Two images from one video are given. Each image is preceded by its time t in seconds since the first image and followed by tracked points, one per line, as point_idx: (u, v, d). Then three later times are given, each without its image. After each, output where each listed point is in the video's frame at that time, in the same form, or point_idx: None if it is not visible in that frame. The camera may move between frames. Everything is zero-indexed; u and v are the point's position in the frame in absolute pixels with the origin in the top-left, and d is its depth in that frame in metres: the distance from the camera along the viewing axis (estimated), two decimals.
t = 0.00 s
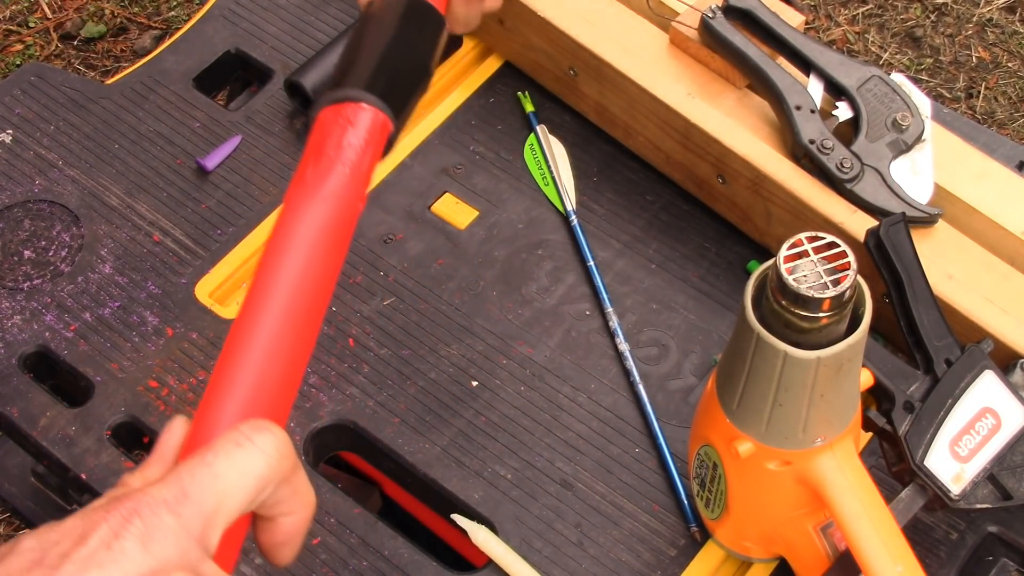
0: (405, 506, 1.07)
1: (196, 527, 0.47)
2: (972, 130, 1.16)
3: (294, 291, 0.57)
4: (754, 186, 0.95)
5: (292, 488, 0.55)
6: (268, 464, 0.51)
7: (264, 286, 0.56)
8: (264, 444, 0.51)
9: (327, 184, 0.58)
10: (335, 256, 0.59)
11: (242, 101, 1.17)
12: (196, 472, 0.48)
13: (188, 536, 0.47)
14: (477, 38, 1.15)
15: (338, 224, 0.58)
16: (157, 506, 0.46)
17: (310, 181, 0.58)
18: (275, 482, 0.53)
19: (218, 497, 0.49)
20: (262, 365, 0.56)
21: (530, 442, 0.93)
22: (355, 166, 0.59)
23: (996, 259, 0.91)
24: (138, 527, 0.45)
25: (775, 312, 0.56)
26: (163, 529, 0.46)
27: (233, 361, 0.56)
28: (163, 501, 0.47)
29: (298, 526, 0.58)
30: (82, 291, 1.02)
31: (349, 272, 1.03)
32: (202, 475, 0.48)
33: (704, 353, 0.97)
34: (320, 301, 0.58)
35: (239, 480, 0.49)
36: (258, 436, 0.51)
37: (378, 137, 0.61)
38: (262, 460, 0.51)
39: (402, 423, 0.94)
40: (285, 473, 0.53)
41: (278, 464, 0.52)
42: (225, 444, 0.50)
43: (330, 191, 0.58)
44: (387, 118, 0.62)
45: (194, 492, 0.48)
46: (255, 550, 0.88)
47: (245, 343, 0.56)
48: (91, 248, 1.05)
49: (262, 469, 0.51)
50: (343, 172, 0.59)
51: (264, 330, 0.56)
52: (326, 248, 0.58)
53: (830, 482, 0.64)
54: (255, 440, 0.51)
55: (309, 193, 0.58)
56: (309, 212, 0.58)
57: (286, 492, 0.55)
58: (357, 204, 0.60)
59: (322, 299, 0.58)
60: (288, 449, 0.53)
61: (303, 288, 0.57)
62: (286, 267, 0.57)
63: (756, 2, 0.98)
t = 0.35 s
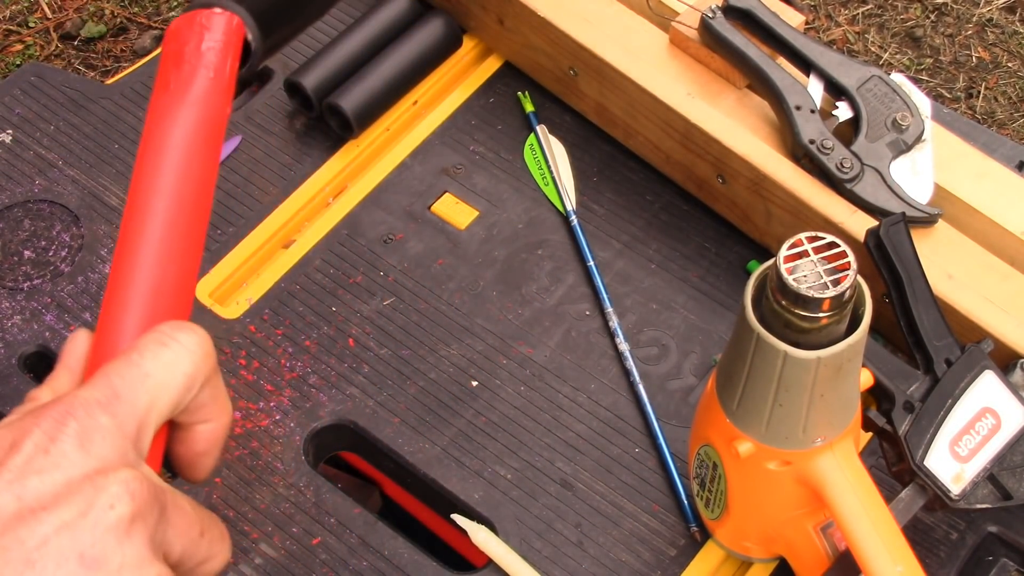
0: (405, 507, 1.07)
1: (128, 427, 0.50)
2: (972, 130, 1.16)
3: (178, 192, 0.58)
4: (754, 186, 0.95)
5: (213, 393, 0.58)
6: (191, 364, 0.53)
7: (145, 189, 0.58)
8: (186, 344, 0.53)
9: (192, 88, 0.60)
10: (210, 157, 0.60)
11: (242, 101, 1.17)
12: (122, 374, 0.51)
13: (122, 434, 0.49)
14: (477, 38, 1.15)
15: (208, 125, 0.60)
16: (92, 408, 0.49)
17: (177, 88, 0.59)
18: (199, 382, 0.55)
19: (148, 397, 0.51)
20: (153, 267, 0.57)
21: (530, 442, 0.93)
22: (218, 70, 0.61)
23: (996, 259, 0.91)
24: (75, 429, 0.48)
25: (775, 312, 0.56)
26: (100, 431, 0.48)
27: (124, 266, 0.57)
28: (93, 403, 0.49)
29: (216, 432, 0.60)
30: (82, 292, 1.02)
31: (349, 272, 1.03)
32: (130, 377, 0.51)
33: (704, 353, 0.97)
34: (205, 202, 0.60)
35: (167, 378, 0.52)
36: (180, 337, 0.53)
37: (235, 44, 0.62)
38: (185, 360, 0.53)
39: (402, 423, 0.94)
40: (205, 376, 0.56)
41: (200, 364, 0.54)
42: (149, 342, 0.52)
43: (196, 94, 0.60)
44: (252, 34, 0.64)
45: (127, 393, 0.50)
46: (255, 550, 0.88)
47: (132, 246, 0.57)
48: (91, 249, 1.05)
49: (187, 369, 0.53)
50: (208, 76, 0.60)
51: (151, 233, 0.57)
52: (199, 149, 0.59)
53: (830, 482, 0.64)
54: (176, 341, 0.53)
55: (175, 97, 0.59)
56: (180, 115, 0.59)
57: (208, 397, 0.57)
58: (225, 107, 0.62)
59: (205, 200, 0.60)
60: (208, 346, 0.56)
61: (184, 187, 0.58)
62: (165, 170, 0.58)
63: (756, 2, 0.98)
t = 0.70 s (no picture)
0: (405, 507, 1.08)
1: (104, 438, 0.53)
2: (972, 130, 1.16)
3: (140, 206, 0.57)
4: (754, 186, 0.95)
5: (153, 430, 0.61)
6: (162, 394, 0.57)
7: (109, 201, 0.57)
8: (161, 374, 0.57)
9: (162, 103, 0.58)
10: (175, 174, 0.60)
11: (242, 101, 1.17)
12: (104, 385, 0.53)
13: (99, 446, 0.52)
14: (477, 38, 1.15)
15: (177, 143, 0.59)
16: (82, 414, 0.51)
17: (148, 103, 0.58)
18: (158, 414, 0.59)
19: (125, 413, 0.54)
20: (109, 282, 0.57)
21: (529, 442, 0.93)
22: (192, 89, 0.60)
23: (996, 259, 0.91)
24: (65, 430, 0.50)
25: (775, 312, 0.56)
26: (84, 439, 0.51)
27: (78, 278, 0.57)
28: (82, 409, 0.51)
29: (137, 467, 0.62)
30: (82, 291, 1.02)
31: (349, 272, 1.03)
32: (113, 391, 0.54)
33: (704, 353, 0.97)
34: (165, 220, 0.60)
35: (142, 401, 0.56)
36: (157, 365, 0.57)
37: (207, 66, 0.61)
38: (159, 388, 0.57)
39: (402, 423, 0.94)
40: (164, 409, 0.59)
41: (167, 395, 0.58)
42: (131, 362, 0.56)
43: (167, 109, 0.59)
44: (221, 59, 0.63)
45: (109, 407, 0.53)
46: (255, 550, 0.88)
47: (90, 261, 0.57)
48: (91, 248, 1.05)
49: (157, 398, 0.57)
50: (179, 93, 0.59)
51: (111, 247, 0.57)
52: (167, 166, 0.59)
53: (830, 482, 0.64)
54: (152, 367, 0.57)
55: (145, 113, 0.58)
56: (146, 130, 0.58)
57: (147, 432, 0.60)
58: (196, 125, 0.61)
59: (166, 218, 0.60)
60: (174, 381, 0.59)
61: (149, 203, 0.58)
62: (130, 184, 0.57)
63: (756, 2, 0.98)
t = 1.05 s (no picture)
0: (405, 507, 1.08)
1: (61, 455, 0.53)
2: (972, 129, 1.16)
3: (117, 223, 0.59)
4: (754, 186, 0.95)
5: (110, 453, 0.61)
6: (124, 419, 0.58)
7: (87, 216, 0.58)
8: (125, 400, 0.58)
9: (153, 121, 0.60)
10: (158, 192, 0.62)
11: (242, 101, 1.17)
12: (66, 404, 0.54)
13: (54, 463, 0.53)
14: (477, 38, 1.15)
15: (161, 161, 0.61)
16: (42, 430, 0.52)
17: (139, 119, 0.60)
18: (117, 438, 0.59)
19: (85, 433, 0.55)
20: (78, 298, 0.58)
21: (530, 442, 0.93)
22: (184, 107, 0.62)
23: (996, 258, 0.91)
24: (23, 444, 0.50)
25: (775, 312, 0.56)
26: (41, 456, 0.51)
27: (52, 287, 0.58)
28: (42, 424, 0.52)
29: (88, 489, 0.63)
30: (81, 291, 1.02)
31: (349, 272, 1.03)
32: (76, 410, 0.55)
33: (704, 353, 0.97)
34: (143, 237, 0.61)
35: (104, 423, 0.56)
36: (123, 391, 0.58)
37: (199, 84, 0.63)
38: (122, 414, 0.58)
39: (402, 423, 0.94)
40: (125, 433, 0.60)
41: (130, 420, 0.59)
42: (97, 383, 0.57)
43: (157, 127, 0.60)
44: (216, 73, 0.65)
45: (70, 425, 0.54)
46: (256, 550, 0.88)
47: (64, 272, 0.58)
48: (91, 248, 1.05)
49: (118, 423, 0.57)
50: (172, 110, 0.61)
51: (84, 263, 0.58)
52: (149, 184, 0.61)
53: (830, 482, 0.64)
54: (117, 392, 0.58)
55: (134, 130, 0.60)
56: (132, 147, 0.60)
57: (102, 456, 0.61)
58: (185, 142, 0.63)
59: (143, 236, 0.61)
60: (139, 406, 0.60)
61: (126, 221, 0.59)
62: (110, 201, 0.59)
63: (756, 2, 0.98)
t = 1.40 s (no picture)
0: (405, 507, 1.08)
1: (46, 410, 0.48)
2: (972, 130, 1.16)
3: (138, 175, 0.57)
4: (754, 186, 0.95)
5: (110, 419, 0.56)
6: (123, 379, 0.53)
7: (109, 165, 0.56)
8: (126, 357, 0.53)
9: (184, 71, 0.58)
10: (186, 145, 0.60)
11: (242, 101, 1.17)
12: (56, 356, 0.50)
13: (38, 420, 0.48)
14: (477, 38, 1.15)
15: (190, 113, 0.59)
16: (22, 382, 0.47)
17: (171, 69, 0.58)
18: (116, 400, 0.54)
19: (75, 390, 0.50)
20: (92, 251, 0.56)
21: (530, 442, 0.93)
22: (218, 57, 0.60)
23: (996, 258, 0.91)
24: None
25: (775, 312, 0.56)
26: (21, 406, 0.46)
27: (68, 236, 0.56)
28: (23, 375, 0.47)
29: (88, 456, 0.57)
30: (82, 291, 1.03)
31: (349, 272, 1.03)
32: (67, 363, 0.50)
33: (704, 353, 0.97)
34: (165, 193, 0.59)
35: (99, 379, 0.51)
36: (123, 347, 0.53)
37: (241, 32, 0.60)
38: (122, 373, 0.53)
39: (402, 423, 0.94)
40: (126, 394, 0.55)
41: (130, 381, 0.53)
42: (94, 338, 0.52)
43: (189, 78, 0.59)
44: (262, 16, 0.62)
45: (58, 378, 0.49)
46: (255, 550, 0.88)
47: (79, 222, 0.56)
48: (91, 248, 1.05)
49: (117, 382, 0.52)
50: (205, 61, 0.59)
51: (101, 214, 0.56)
52: (177, 137, 0.59)
53: (830, 482, 0.64)
54: (118, 347, 0.53)
55: (164, 80, 0.58)
56: (161, 97, 0.58)
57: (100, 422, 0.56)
58: (217, 95, 0.61)
59: (168, 190, 0.59)
60: (142, 367, 0.55)
61: (148, 172, 0.57)
62: (133, 151, 0.57)
63: (756, 2, 0.98)
